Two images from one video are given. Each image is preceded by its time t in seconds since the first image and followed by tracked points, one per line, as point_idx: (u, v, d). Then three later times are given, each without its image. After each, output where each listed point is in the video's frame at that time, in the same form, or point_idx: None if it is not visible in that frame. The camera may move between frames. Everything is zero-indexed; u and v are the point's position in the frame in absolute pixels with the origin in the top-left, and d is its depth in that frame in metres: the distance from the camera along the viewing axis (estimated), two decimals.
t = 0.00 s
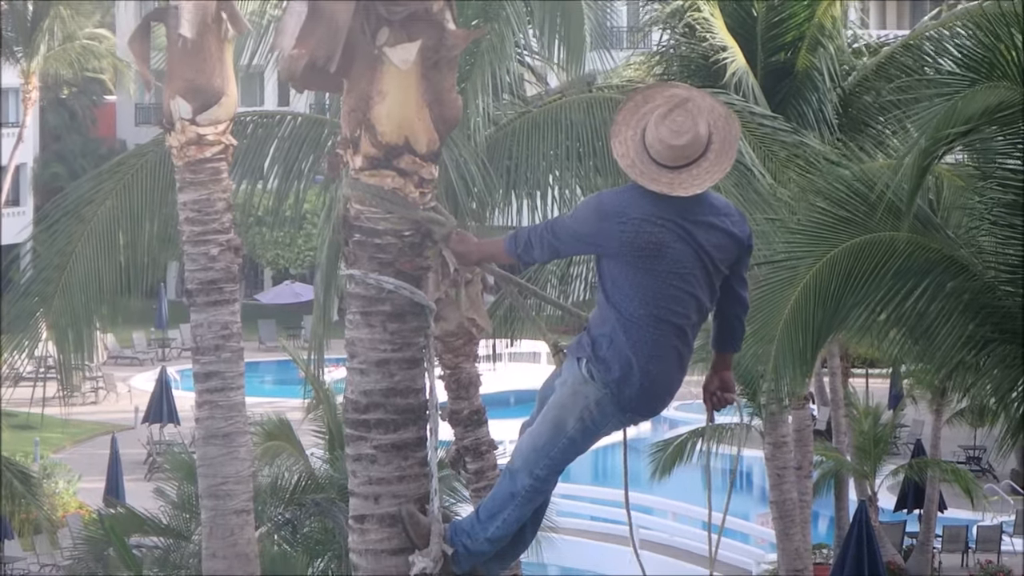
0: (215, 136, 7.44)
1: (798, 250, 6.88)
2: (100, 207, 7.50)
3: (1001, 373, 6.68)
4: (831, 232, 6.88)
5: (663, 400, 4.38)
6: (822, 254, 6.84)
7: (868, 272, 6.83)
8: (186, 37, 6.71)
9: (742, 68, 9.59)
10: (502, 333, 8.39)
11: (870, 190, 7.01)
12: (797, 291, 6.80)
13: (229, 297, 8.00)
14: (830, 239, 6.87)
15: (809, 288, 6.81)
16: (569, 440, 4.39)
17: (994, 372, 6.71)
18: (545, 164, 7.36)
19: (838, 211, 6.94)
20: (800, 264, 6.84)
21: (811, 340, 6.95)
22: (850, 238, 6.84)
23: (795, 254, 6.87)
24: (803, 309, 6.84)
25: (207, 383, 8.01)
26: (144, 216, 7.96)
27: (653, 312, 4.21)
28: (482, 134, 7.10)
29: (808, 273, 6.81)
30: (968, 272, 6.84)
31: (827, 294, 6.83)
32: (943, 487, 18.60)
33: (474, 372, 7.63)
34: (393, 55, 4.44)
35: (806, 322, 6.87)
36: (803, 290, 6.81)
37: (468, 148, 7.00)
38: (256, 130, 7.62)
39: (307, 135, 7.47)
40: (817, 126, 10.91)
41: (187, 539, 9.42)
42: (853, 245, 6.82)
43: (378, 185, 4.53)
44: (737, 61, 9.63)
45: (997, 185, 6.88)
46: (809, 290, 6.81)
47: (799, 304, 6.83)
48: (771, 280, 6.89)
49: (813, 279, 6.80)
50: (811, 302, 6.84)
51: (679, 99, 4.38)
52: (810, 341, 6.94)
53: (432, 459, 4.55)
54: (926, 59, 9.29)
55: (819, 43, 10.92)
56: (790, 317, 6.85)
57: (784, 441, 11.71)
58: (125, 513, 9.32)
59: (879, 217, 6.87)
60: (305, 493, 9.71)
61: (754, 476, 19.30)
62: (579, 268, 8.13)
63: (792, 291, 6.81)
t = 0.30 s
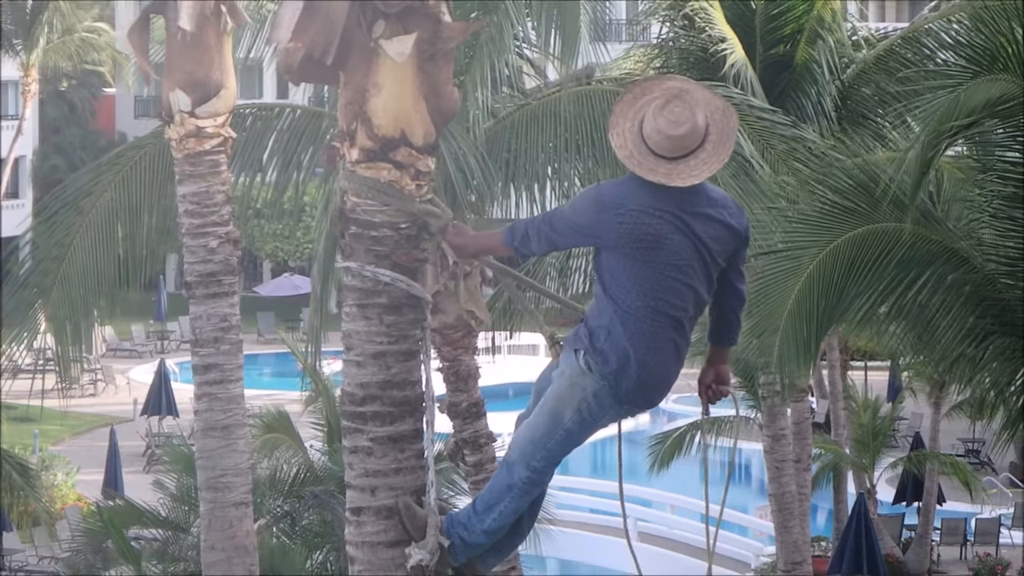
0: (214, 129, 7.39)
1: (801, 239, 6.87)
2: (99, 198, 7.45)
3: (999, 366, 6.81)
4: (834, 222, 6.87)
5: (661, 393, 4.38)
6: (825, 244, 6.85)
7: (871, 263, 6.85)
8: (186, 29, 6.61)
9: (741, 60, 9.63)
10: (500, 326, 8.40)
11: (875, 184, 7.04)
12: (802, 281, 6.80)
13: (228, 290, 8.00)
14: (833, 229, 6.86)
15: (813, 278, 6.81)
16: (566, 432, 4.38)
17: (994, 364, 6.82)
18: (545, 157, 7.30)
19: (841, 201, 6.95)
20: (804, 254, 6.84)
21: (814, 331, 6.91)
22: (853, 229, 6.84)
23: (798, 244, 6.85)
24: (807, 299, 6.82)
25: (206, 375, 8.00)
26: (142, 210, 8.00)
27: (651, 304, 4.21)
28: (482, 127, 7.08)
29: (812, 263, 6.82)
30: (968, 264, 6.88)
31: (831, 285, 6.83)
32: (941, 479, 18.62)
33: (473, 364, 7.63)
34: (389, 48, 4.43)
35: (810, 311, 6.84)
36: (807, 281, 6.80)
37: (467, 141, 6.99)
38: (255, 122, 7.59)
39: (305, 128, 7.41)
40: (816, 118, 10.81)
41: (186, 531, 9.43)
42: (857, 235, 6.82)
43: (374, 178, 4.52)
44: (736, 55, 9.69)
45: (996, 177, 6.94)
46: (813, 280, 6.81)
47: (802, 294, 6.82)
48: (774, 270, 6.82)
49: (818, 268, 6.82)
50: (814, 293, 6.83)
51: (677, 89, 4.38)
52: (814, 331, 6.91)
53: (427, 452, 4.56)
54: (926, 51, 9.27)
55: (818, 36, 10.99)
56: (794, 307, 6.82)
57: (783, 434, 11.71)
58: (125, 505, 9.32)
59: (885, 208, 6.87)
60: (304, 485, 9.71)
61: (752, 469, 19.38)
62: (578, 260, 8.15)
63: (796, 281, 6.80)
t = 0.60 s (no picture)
0: (212, 122, 7.27)
1: (802, 231, 6.91)
2: (98, 191, 7.41)
3: (998, 359, 6.77)
4: (833, 214, 6.93)
5: (659, 386, 4.36)
6: (825, 234, 6.89)
7: (872, 254, 6.87)
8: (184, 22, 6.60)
9: (740, 51, 9.50)
10: (498, 320, 8.38)
11: (875, 177, 7.05)
12: (803, 272, 6.83)
13: (227, 284, 7.92)
14: (833, 220, 6.92)
15: (814, 268, 6.84)
16: (563, 426, 4.35)
17: (992, 357, 6.80)
18: (542, 150, 7.25)
19: (840, 192, 6.99)
20: (805, 245, 6.87)
21: (816, 323, 6.98)
22: (853, 220, 6.88)
23: (801, 236, 6.89)
24: (808, 291, 6.86)
25: (204, 369, 7.97)
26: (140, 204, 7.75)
27: (649, 296, 4.20)
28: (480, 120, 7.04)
29: (814, 254, 6.84)
30: (967, 257, 6.83)
31: (832, 277, 6.87)
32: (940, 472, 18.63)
33: (471, 358, 7.60)
34: (385, 42, 4.39)
35: (812, 303, 6.89)
36: (808, 272, 6.83)
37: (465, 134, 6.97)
38: (253, 115, 7.60)
39: (303, 121, 7.55)
40: (814, 112, 10.82)
41: (185, 525, 9.41)
42: (857, 226, 6.86)
43: (369, 171, 4.49)
44: (735, 46, 9.62)
45: (996, 169, 6.86)
46: (814, 272, 6.84)
47: (803, 287, 6.86)
48: (775, 261, 6.92)
49: (819, 259, 6.84)
50: (815, 285, 6.87)
51: (670, 81, 4.36)
52: (816, 323, 6.99)
53: (424, 444, 4.52)
54: (923, 45, 9.26)
55: (815, 29, 10.76)
56: (795, 299, 6.87)
57: (781, 427, 11.73)
58: (123, 499, 9.32)
59: (885, 202, 6.90)
60: (302, 479, 9.70)
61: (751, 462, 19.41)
62: (576, 253, 8.12)
63: (798, 272, 6.84)
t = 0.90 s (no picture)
0: (211, 119, 7.27)
1: (801, 228, 6.92)
2: (95, 188, 7.36)
3: (997, 356, 6.83)
4: (834, 211, 6.92)
5: (660, 383, 4.36)
6: (824, 231, 6.89)
7: (872, 250, 6.90)
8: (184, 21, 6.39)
9: (741, 47, 9.53)
10: (497, 317, 8.37)
11: (872, 172, 6.97)
12: (803, 269, 6.85)
13: (226, 281, 7.90)
14: (831, 216, 6.91)
15: (813, 264, 6.87)
16: (564, 423, 4.35)
17: (990, 355, 6.85)
18: (540, 145, 7.25)
19: (838, 190, 6.95)
20: (804, 242, 6.88)
21: (815, 318, 7.01)
22: (852, 217, 6.87)
23: (799, 232, 6.90)
24: (807, 286, 6.88)
25: (203, 366, 7.94)
26: (138, 201, 7.71)
27: (649, 292, 4.19)
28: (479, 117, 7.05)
29: (813, 251, 6.86)
30: (965, 254, 6.86)
31: (832, 274, 6.90)
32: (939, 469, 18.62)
33: (469, 354, 7.58)
34: (384, 39, 4.37)
35: (812, 299, 6.94)
36: (808, 269, 6.86)
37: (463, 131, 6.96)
38: (251, 113, 7.56)
39: (302, 118, 7.43)
40: (813, 109, 10.81)
41: (183, 522, 9.39)
42: (857, 223, 6.86)
43: (369, 168, 4.48)
44: (736, 43, 9.56)
45: (995, 165, 6.86)
46: (814, 269, 6.87)
47: (803, 283, 6.89)
48: (776, 259, 6.92)
49: (818, 255, 6.87)
50: (815, 281, 6.91)
51: (666, 77, 4.36)
52: (816, 319, 7.03)
53: (423, 441, 4.51)
54: (922, 41, 9.28)
55: (814, 26, 10.76)
56: (795, 295, 6.92)
57: (780, 424, 11.75)
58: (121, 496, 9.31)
59: (882, 198, 6.87)
60: (302, 476, 9.67)
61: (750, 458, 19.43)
62: (575, 249, 8.11)
63: (798, 268, 6.86)
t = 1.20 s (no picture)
0: (209, 118, 7.26)
1: (798, 227, 6.90)
2: (93, 189, 7.28)
3: (994, 356, 6.88)
4: (831, 212, 6.91)
5: (660, 384, 4.35)
6: (821, 232, 6.88)
7: (867, 250, 6.88)
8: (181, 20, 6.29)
9: (742, 49, 9.53)
10: (495, 316, 8.36)
11: (869, 172, 7.01)
12: (799, 269, 6.82)
13: (223, 280, 7.87)
14: (828, 217, 6.90)
15: (810, 264, 6.83)
16: (563, 423, 4.34)
17: (988, 354, 6.90)
18: (537, 143, 7.26)
19: (835, 190, 6.96)
20: (801, 242, 6.86)
21: (812, 319, 6.97)
22: (848, 218, 6.87)
23: (796, 232, 6.88)
24: (804, 287, 6.84)
25: (200, 365, 7.91)
26: (136, 199, 7.66)
27: (649, 293, 4.19)
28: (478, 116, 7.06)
29: (809, 251, 6.83)
30: (963, 253, 6.88)
31: (828, 274, 6.86)
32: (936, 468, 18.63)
33: (468, 354, 7.56)
34: (385, 38, 4.36)
35: (808, 299, 6.88)
36: (805, 268, 6.82)
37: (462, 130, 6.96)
38: (249, 112, 7.57)
39: (300, 117, 7.43)
40: (812, 108, 10.82)
41: (181, 522, 9.37)
42: (853, 223, 6.85)
43: (369, 168, 4.47)
44: (736, 44, 9.57)
45: (992, 165, 6.91)
46: (810, 269, 6.83)
47: (799, 283, 6.84)
48: (771, 258, 6.89)
49: (814, 255, 6.84)
50: (812, 282, 6.86)
51: (664, 77, 4.37)
52: (812, 320, 6.98)
53: (422, 442, 4.50)
54: (920, 40, 9.28)
55: (812, 25, 10.80)
56: (792, 297, 6.84)
57: (777, 423, 11.77)
58: (120, 495, 9.30)
59: (876, 198, 6.88)
60: (300, 475, 9.66)
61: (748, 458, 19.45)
62: (573, 248, 8.10)
63: (794, 268, 6.82)
